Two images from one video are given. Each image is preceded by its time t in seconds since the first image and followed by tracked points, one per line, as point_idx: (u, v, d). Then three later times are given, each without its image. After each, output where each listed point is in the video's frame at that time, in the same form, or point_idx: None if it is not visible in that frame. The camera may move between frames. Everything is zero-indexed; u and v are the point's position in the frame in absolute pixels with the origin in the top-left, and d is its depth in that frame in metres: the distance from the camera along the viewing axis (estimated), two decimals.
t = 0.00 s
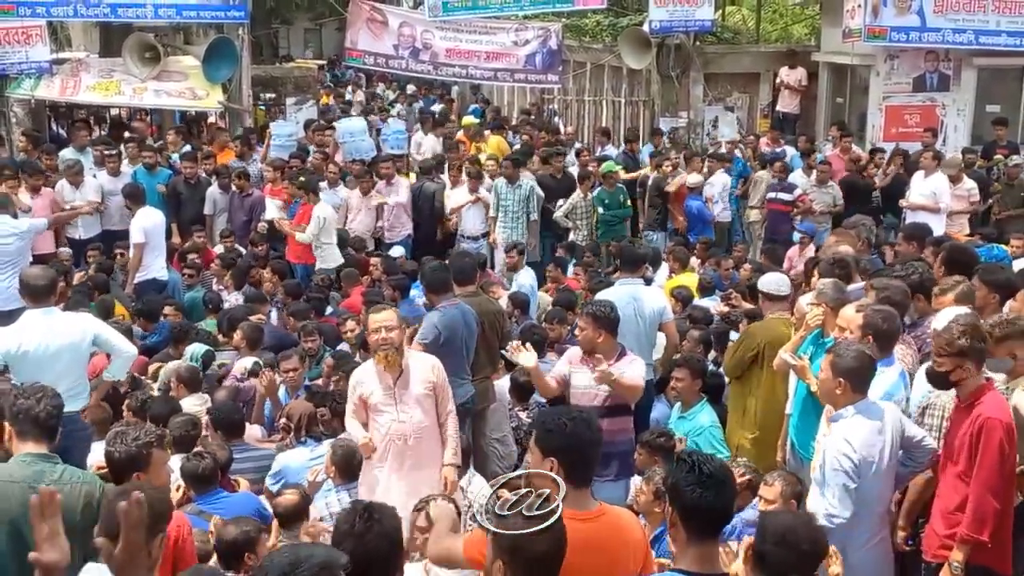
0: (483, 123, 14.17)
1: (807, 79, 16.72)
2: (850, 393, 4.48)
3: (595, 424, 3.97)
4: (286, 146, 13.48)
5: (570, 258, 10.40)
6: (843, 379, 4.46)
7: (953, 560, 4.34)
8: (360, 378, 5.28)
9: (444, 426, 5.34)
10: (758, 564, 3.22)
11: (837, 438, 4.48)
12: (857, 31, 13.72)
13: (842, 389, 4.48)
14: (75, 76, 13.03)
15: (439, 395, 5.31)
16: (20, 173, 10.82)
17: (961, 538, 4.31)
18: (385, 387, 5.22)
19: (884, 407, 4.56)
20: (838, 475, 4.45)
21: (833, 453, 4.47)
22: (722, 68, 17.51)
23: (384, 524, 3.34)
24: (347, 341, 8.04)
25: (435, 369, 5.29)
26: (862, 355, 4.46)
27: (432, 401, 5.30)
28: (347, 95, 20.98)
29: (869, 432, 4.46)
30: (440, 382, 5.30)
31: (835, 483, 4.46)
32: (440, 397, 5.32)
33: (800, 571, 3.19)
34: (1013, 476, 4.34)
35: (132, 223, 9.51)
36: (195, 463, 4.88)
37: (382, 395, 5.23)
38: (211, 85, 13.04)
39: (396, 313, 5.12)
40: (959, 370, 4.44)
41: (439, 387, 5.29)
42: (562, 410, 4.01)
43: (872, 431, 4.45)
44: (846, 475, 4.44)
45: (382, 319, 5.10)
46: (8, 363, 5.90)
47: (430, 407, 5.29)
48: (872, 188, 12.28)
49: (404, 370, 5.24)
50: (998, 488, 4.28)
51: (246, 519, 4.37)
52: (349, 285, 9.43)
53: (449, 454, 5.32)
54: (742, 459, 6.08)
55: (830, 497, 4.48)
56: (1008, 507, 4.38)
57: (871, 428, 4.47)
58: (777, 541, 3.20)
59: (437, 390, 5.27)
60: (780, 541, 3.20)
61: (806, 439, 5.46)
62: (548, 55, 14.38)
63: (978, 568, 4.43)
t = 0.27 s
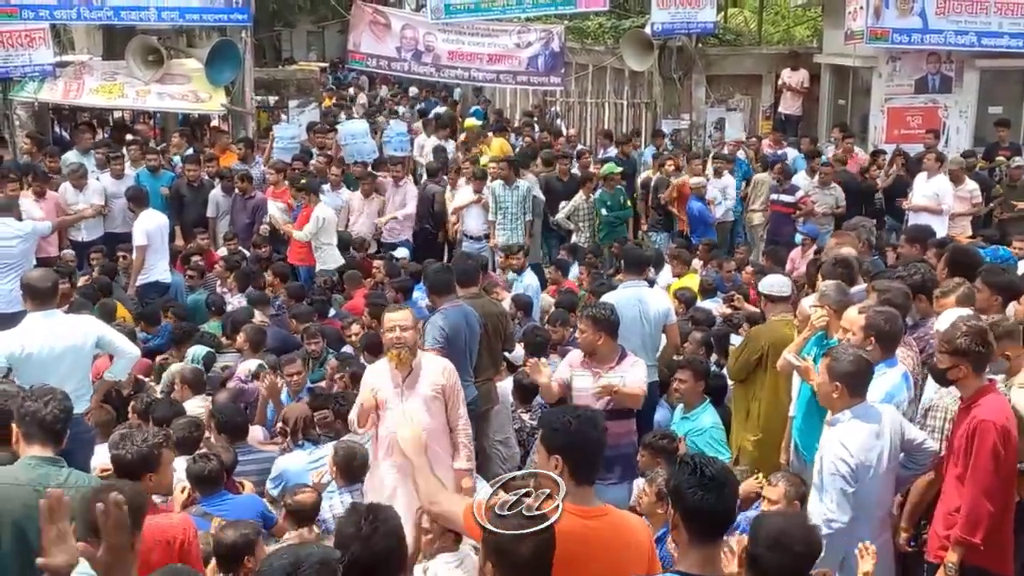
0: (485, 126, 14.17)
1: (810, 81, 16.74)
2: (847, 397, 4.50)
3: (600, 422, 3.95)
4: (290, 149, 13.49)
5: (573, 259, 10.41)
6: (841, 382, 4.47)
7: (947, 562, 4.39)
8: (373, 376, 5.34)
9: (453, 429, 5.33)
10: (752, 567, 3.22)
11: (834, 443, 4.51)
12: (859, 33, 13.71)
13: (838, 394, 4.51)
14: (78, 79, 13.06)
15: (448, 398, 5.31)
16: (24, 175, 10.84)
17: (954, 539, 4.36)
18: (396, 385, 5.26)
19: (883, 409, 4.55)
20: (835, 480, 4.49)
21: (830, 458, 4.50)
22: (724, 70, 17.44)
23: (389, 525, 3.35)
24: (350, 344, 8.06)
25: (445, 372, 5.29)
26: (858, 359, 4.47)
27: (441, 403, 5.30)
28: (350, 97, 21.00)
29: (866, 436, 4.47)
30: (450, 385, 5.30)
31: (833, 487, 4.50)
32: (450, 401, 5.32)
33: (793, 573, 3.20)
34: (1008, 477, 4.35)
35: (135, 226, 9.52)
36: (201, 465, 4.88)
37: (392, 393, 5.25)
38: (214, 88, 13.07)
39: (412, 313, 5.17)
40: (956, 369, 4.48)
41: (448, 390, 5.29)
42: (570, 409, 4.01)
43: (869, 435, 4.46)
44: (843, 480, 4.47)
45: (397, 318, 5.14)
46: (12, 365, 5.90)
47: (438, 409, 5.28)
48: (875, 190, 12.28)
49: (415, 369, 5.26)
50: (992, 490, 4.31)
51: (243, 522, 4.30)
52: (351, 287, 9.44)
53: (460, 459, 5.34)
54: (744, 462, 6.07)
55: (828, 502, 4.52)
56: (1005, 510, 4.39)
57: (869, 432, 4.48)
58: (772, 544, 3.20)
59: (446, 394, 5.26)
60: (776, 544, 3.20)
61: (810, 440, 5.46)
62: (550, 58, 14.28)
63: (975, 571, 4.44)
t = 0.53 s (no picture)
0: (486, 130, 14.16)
1: (811, 86, 16.74)
2: (848, 401, 4.49)
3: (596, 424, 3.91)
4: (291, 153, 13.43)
5: (575, 263, 10.41)
6: (842, 386, 4.47)
7: (943, 565, 4.44)
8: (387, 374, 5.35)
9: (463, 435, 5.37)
10: None
11: (834, 446, 4.51)
12: (861, 38, 13.68)
13: (839, 397, 4.50)
14: (80, 84, 13.06)
15: (463, 405, 5.34)
16: (26, 180, 10.86)
17: (949, 543, 4.42)
18: (414, 386, 5.30)
19: (886, 413, 4.55)
20: (834, 483, 4.47)
21: (829, 461, 4.50)
22: (725, 74, 17.48)
23: (386, 532, 3.32)
24: (353, 349, 8.06)
25: (463, 380, 5.33)
26: (859, 362, 4.47)
27: (455, 409, 5.33)
28: (352, 102, 21.02)
29: (867, 439, 4.47)
30: (466, 392, 5.33)
31: (831, 491, 4.48)
32: (464, 408, 5.35)
33: None
34: (1006, 482, 4.37)
35: (137, 231, 9.53)
36: (205, 470, 4.88)
37: (409, 394, 5.29)
38: (216, 93, 13.09)
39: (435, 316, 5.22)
40: (958, 370, 4.50)
41: (463, 396, 5.32)
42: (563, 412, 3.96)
43: (869, 439, 4.45)
44: (843, 483, 4.46)
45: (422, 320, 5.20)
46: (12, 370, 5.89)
47: (451, 414, 5.32)
48: (876, 194, 12.27)
49: (433, 372, 5.31)
50: (987, 496, 4.33)
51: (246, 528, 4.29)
52: (353, 292, 9.44)
53: (465, 467, 5.32)
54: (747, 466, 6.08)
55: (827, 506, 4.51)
56: (1002, 515, 4.40)
57: (869, 436, 4.47)
58: (773, 553, 3.15)
59: (461, 400, 5.30)
60: (779, 553, 3.15)
61: (813, 444, 5.45)
62: (552, 62, 14.47)
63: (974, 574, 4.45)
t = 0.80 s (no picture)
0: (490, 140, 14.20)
1: (814, 94, 16.77)
2: (853, 407, 4.49)
3: (601, 433, 3.93)
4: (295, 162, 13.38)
5: (578, 272, 10.41)
6: (847, 393, 4.46)
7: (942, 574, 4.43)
8: (405, 384, 5.40)
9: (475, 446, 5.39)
10: None
11: (838, 453, 4.49)
12: (864, 46, 13.68)
13: (844, 403, 4.49)
14: (85, 94, 13.06)
15: (477, 418, 5.37)
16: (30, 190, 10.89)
17: (948, 551, 4.40)
18: (429, 396, 5.33)
19: (890, 421, 4.55)
20: (837, 490, 4.46)
21: (833, 467, 4.48)
22: (728, 83, 17.44)
23: (392, 535, 3.36)
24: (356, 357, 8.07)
25: (478, 393, 5.35)
26: (865, 371, 4.46)
27: (469, 422, 5.36)
28: (355, 111, 21.06)
29: (871, 448, 4.46)
30: (481, 405, 5.36)
31: (834, 497, 4.47)
32: (477, 422, 5.38)
33: None
34: (1005, 490, 4.38)
35: (142, 240, 9.56)
36: (209, 478, 4.89)
37: (423, 403, 5.33)
38: (220, 102, 13.13)
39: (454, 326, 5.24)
40: (961, 375, 4.53)
41: (477, 409, 5.34)
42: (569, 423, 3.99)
43: (873, 447, 4.44)
44: (845, 490, 4.45)
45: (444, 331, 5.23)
46: (16, 378, 5.93)
47: (464, 426, 5.35)
48: (879, 203, 12.27)
49: (450, 383, 5.33)
50: (986, 504, 4.33)
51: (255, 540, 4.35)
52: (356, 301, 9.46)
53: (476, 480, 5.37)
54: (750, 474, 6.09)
55: (829, 513, 4.50)
56: (1000, 524, 4.41)
57: (873, 444, 4.46)
58: (774, 563, 3.14)
59: (475, 413, 5.33)
60: (780, 562, 3.15)
61: (817, 452, 5.44)
62: (555, 71, 14.47)
63: None
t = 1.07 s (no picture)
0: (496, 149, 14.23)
1: (821, 104, 16.78)
2: (861, 415, 4.48)
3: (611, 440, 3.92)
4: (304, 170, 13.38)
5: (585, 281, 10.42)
6: (855, 400, 4.46)
7: None
8: (419, 396, 5.43)
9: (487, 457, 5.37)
10: None
11: (847, 460, 4.47)
12: (871, 56, 13.67)
13: (854, 408, 4.48)
14: (93, 104, 13.12)
15: (489, 428, 5.35)
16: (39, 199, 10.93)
17: (956, 559, 4.38)
18: (440, 408, 5.33)
19: (899, 430, 4.55)
20: (846, 498, 4.43)
21: (841, 474, 4.46)
22: (735, 92, 17.58)
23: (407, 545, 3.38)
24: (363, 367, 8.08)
25: (489, 403, 5.34)
26: (874, 378, 4.46)
27: (482, 433, 5.35)
28: (362, 121, 21.11)
29: (880, 456, 4.45)
30: (493, 415, 5.34)
31: (842, 505, 4.44)
32: (490, 432, 5.36)
33: None
34: (1010, 498, 4.38)
35: (151, 249, 9.59)
36: (217, 488, 4.89)
37: (434, 415, 5.35)
38: (228, 112, 13.16)
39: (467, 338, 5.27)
40: (968, 381, 4.61)
41: (489, 419, 5.33)
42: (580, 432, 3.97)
43: (882, 455, 4.44)
44: (854, 498, 4.42)
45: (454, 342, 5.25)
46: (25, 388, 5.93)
47: (476, 437, 5.33)
48: (886, 212, 12.26)
49: (460, 395, 5.33)
50: (992, 512, 4.33)
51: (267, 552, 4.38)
52: (364, 310, 9.48)
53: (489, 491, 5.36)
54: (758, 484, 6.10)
55: (836, 520, 4.47)
56: (1006, 532, 4.41)
57: (881, 451, 4.46)
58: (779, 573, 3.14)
59: (486, 423, 5.31)
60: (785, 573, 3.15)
61: (824, 463, 5.43)
62: (562, 81, 14.65)
63: None
